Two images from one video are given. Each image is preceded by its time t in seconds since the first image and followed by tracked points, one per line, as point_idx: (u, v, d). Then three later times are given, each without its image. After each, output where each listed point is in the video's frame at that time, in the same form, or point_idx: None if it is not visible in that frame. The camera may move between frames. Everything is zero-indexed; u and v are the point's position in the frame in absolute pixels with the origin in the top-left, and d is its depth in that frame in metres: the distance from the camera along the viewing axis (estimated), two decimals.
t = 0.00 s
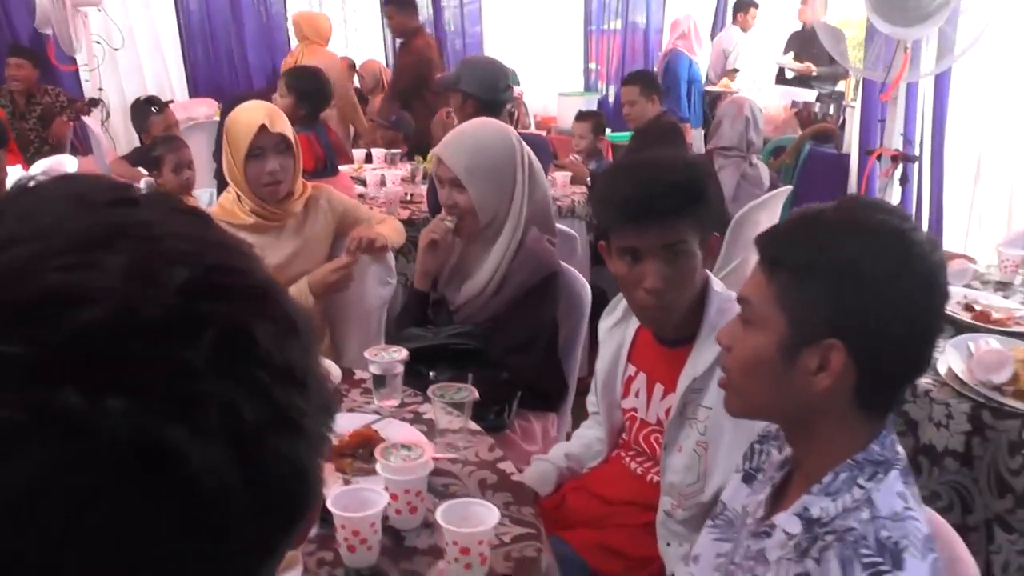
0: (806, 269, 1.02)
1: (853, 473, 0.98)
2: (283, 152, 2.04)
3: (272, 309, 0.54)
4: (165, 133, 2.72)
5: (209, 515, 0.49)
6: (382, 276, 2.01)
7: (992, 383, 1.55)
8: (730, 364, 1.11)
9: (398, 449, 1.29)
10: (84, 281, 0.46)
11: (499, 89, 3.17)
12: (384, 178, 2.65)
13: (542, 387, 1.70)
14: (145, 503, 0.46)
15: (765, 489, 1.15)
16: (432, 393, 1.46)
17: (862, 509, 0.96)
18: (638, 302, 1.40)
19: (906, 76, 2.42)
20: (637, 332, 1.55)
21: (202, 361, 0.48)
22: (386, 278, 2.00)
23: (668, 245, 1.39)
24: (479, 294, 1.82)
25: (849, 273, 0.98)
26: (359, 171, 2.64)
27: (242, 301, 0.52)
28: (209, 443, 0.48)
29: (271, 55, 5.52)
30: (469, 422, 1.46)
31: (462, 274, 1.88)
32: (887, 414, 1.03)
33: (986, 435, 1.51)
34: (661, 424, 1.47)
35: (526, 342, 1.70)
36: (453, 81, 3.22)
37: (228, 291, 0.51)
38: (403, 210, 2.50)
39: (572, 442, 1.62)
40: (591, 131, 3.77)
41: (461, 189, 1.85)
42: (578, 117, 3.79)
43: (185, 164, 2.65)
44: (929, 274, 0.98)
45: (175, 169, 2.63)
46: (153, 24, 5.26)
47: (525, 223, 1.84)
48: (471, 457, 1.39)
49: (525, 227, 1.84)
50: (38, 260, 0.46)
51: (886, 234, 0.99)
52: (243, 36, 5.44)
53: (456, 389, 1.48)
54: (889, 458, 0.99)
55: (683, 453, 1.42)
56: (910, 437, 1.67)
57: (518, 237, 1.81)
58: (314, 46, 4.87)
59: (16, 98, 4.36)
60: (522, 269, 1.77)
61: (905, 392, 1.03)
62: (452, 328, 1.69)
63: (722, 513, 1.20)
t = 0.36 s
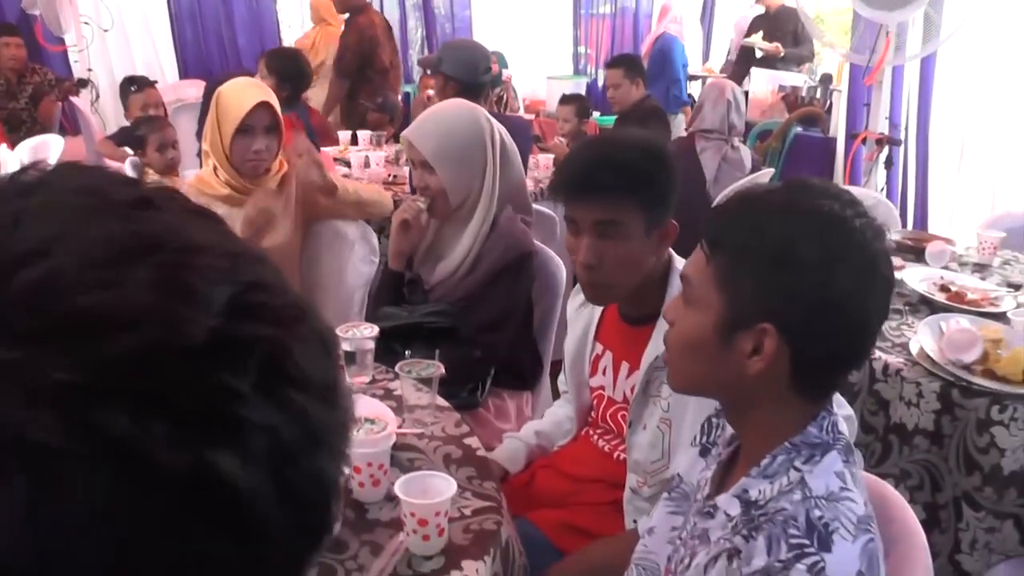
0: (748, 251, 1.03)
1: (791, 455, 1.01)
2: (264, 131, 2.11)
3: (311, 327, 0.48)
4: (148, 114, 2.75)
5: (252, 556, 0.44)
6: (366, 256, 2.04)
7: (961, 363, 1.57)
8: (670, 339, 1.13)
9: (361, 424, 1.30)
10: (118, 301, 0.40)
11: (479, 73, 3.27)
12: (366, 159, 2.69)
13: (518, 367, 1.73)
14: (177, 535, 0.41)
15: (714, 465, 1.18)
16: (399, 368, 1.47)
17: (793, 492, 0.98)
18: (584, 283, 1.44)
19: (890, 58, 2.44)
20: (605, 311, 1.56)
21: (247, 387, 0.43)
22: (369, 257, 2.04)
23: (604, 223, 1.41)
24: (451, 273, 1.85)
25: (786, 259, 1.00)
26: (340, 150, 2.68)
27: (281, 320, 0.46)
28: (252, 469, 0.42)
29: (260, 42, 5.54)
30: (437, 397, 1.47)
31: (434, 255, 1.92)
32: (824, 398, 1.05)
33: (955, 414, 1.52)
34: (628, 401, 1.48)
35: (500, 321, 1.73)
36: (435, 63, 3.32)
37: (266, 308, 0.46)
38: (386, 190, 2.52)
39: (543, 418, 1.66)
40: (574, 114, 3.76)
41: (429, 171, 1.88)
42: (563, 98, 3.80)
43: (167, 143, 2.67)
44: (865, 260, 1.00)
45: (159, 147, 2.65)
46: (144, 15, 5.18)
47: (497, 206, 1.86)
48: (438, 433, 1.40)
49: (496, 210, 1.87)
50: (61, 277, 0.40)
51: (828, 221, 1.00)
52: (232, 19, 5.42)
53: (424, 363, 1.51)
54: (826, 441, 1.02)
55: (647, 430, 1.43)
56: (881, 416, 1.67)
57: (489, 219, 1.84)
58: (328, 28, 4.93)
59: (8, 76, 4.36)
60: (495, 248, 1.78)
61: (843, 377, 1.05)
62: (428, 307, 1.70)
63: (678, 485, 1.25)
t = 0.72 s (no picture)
0: (731, 232, 1.01)
1: (769, 432, 1.01)
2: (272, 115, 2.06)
3: (205, 309, 0.49)
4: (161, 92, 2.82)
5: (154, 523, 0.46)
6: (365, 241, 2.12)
7: (959, 349, 1.56)
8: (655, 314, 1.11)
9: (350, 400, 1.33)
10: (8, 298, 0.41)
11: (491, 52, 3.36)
12: (379, 143, 2.85)
13: (518, 348, 1.78)
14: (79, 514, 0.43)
15: (700, 443, 1.19)
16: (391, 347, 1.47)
17: (765, 467, 0.98)
18: (571, 258, 1.46)
19: (905, 43, 2.44)
20: (603, 292, 1.57)
21: (136, 370, 0.44)
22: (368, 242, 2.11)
23: (583, 200, 1.43)
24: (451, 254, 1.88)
25: (767, 238, 0.98)
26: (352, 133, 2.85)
27: (176, 304, 0.47)
28: (147, 447, 0.44)
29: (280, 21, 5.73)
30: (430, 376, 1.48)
31: (437, 235, 1.95)
32: (806, 376, 1.04)
33: (952, 400, 1.52)
34: (621, 383, 1.49)
35: (500, 302, 1.77)
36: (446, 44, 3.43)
37: (162, 293, 0.47)
38: (397, 171, 2.65)
39: (542, 399, 1.68)
40: (587, 96, 3.80)
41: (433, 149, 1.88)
42: (577, 81, 3.85)
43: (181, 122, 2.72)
44: (850, 242, 0.98)
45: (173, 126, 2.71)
46: None
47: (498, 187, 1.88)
48: (430, 412, 1.43)
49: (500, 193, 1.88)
50: None
51: (812, 201, 0.98)
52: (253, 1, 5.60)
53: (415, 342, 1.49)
54: (805, 419, 1.01)
55: (639, 412, 1.44)
56: (878, 401, 1.66)
57: (491, 200, 1.86)
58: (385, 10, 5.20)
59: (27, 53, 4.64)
60: (497, 228, 1.81)
61: (827, 356, 1.03)
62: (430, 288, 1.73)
63: (665, 463, 1.26)
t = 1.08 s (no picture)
0: (731, 211, 0.99)
1: (754, 412, 1.00)
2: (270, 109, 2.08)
3: (124, 317, 0.54)
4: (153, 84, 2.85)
5: (96, 520, 0.52)
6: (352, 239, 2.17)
7: (948, 332, 1.56)
8: (647, 293, 1.10)
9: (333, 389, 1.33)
10: None
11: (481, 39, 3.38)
12: (374, 134, 2.95)
13: (508, 335, 1.80)
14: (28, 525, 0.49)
15: (687, 422, 1.18)
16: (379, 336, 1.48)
17: (748, 447, 0.97)
18: (556, 241, 1.47)
19: (901, 28, 2.42)
20: (590, 279, 1.56)
21: (63, 391, 0.49)
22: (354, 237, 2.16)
23: (568, 179, 1.44)
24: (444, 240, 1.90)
25: (768, 222, 0.96)
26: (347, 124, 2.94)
27: (97, 318, 0.52)
28: (82, 460, 0.50)
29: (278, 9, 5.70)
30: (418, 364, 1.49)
31: (429, 223, 1.96)
32: (795, 358, 1.03)
33: (941, 383, 1.52)
34: (610, 369, 1.49)
35: (489, 292, 1.79)
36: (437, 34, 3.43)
37: (84, 307, 0.51)
38: (392, 161, 2.76)
39: (532, 387, 1.69)
40: (581, 85, 3.81)
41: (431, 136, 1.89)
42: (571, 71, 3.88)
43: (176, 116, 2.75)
44: (850, 227, 0.96)
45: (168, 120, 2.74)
46: None
47: (491, 174, 1.90)
48: (416, 400, 1.43)
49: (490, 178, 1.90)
50: None
51: (814, 184, 0.96)
52: None
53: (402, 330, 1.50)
54: (790, 400, 1.01)
55: (627, 397, 1.43)
56: (869, 385, 1.67)
57: (481, 188, 1.88)
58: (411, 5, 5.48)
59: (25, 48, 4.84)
60: (487, 217, 1.82)
61: (817, 339, 1.03)
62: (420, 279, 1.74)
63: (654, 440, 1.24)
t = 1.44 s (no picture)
0: (710, 188, 0.95)
1: (735, 395, 0.95)
2: (263, 98, 2.08)
3: (103, 272, 0.56)
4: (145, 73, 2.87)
5: (73, 458, 0.54)
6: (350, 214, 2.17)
7: (940, 313, 1.54)
8: (625, 275, 1.06)
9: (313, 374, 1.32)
10: None
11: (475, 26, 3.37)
12: (368, 120, 3.02)
13: (500, 320, 1.81)
14: (5, 457, 0.50)
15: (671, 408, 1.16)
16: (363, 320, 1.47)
17: (728, 428, 0.93)
18: (540, 224, 1.47)
19: (898, 7, 2.40)
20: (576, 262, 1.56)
21: (45, 333, 0.51)
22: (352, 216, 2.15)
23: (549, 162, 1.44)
24: (434, 224, 1.91)
25: (744, 200, 0.92)
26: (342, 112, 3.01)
27: (79, 269, 0.54)
28: (59, 396, 0.52)
29: None
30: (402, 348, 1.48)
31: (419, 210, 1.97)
32: (776, 339, 0.99)
33: (933, 364, 1.50)
34: (596, 352, 1.48)
35: (478, 276, 1.80)
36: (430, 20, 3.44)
37: (67, 259, 0.54)
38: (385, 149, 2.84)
39: (521, 372, 1.68)
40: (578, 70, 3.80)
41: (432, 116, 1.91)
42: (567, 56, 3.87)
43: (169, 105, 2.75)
44: (828, 206, 0.92)
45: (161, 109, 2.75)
46: None
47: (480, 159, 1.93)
48: (400, 385, 1.42)
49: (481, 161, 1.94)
50: None
51: (790, 162, 0.92)
52: None
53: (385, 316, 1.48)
54: (772, 381, 0.96)
55: (614, 379, 1.42)
56: (863, 366, 1.65)
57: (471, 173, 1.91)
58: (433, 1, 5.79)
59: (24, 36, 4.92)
60: (478, 202, 1.84)
61: (799, 320, 0.99)
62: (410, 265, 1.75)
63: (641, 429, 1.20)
